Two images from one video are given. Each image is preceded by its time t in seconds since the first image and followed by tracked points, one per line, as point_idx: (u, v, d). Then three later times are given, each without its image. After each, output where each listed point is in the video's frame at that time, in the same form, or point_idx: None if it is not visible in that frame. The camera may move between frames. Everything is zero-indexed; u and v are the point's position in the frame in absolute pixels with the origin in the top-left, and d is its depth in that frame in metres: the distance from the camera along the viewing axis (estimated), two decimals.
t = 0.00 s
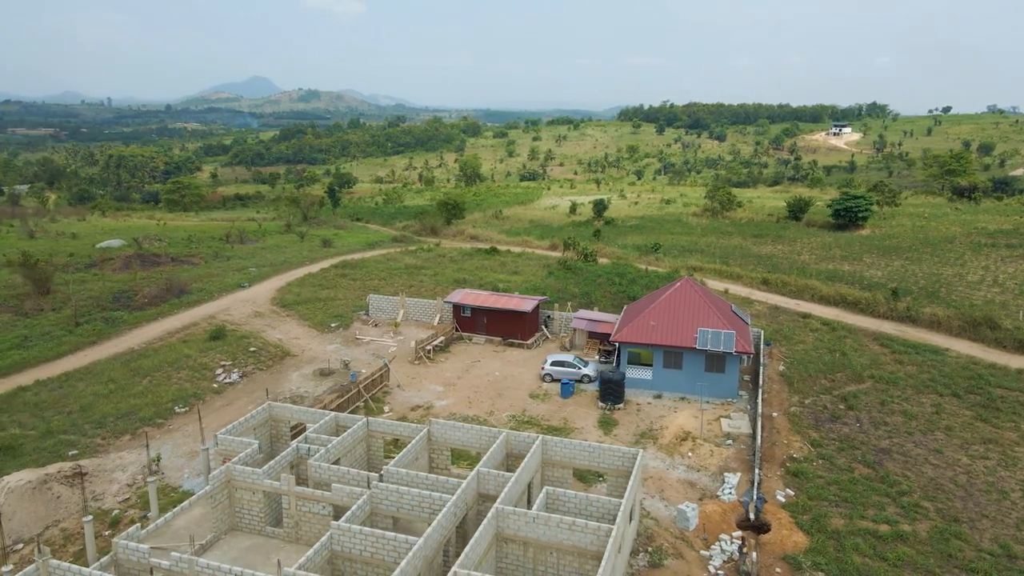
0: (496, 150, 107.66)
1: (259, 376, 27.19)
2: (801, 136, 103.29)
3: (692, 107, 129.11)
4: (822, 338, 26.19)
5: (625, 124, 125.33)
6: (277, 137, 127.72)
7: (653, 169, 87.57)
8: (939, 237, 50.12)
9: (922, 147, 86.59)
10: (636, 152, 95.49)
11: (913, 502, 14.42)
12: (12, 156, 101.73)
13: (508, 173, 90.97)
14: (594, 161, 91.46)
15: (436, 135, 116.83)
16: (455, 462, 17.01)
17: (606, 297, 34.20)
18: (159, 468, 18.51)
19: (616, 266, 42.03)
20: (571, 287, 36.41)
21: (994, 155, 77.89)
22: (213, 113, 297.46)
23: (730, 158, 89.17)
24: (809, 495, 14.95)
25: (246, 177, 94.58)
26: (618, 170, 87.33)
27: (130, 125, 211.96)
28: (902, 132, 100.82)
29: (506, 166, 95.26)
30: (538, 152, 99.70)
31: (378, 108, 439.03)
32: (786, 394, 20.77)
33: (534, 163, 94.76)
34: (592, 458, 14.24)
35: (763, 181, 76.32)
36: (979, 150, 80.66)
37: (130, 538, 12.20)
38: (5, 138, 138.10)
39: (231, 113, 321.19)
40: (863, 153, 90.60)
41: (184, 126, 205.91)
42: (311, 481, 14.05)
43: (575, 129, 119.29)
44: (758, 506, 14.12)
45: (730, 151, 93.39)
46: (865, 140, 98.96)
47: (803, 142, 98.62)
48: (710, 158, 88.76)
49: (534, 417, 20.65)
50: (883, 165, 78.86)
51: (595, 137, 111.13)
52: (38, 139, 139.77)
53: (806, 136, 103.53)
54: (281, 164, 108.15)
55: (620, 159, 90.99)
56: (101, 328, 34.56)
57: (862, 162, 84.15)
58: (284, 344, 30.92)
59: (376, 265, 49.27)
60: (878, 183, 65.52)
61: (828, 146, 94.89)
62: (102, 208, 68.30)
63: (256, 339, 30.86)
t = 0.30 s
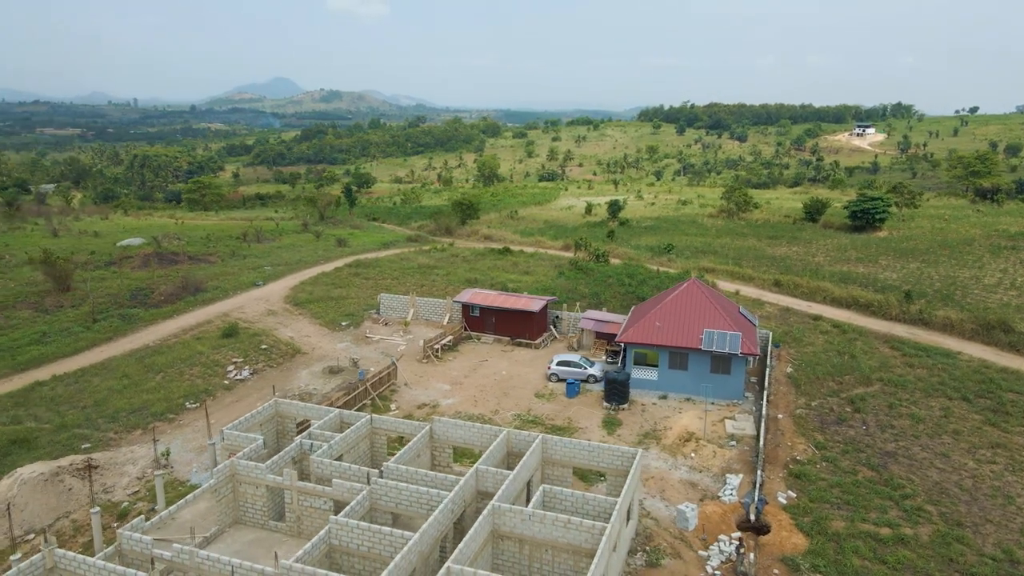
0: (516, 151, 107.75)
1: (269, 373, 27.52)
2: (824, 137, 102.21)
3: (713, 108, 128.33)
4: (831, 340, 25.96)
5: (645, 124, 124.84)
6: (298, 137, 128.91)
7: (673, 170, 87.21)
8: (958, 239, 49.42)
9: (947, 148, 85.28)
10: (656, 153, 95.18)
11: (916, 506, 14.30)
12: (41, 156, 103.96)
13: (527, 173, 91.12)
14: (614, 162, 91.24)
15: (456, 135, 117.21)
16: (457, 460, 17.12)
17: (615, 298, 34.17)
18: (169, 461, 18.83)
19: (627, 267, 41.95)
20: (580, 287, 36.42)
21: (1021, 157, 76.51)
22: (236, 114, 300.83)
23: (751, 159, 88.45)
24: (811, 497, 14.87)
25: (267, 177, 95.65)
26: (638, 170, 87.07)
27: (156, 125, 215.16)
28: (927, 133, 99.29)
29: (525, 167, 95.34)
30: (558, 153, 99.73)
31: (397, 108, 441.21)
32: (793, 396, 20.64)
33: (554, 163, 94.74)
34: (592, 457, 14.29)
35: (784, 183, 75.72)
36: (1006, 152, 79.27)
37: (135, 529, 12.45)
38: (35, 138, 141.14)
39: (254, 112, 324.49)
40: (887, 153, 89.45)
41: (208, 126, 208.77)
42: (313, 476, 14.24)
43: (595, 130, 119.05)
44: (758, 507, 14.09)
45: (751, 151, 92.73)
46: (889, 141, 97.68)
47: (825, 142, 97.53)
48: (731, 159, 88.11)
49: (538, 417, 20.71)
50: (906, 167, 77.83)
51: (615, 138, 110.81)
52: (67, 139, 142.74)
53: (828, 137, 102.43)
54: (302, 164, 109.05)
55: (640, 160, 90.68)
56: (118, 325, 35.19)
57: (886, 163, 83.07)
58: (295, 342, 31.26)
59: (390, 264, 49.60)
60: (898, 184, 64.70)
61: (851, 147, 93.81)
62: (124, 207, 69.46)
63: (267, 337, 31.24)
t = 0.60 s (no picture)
0: (536, 151, 107.80)
1: (280, 370, 27.83)
2: (846, 137, 101.06)
3: (734, 108, 127.45)
4: (841, 342, 25.73)
5: (665, 124, 124.28)
6: (319, 138, 130.00)
7: (692, 170, 86.73)
8: (977, 241, 48.68)
9: (973, 149, 83.93)
10: (676, 153, 94.75)
11: (918, 509, 14.20)
12: (68, 156, 106.06)
13: (545, 173, 91.15)
14: (633, 162, 91.00)
15: (476, 136, 117.57)
16: (460, 458, 17.24)
17: (625, 299, 34.12)
18: (178, 455, 19.14)
19: (638, 268, 41.85)
20: (590, 288, 36.40)
21: None
22: (259, 114, 304.25)
23: (771, 160, 87.73)
24: (812, 499, 14.81)
25: (287, 176, 96.63)
26: (658, 171, 86.74)
27: (181, 125, 218.45)
28: (953, 133, 97.82)
29: (544, 167, 95.38)
30: (577, 153, 99.63)
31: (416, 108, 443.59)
32: (799, 398, 20.52)
33: (573, 164, 94.69)
34: (591, 456, 14.33)
35: (804, 184, 75.03)
36: None
37: (140, 520, 12.66)
38: (63, 138, 143.87)
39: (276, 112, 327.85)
40: (912, 154, 88.24)
41: (232, 127, 211.34)
42: (316, 471, 14.43)
43: (615, 131, 118.78)
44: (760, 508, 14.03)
45: (772, 152, 91.96)
46: (914, 141, 96.37)
47: (848, 143, 96.43)
48: (751, 159, 87.49)
49: (543, 416, 20.77)
50: (930, 168, 76.75)
51: (635, 138, 110.47)
52: (95, 140, 145.53)
53: (851, 137, 101.29)
54: (323, 163, 109.97)
55: (659, 161, 90.33)
56: (134, 322, 35.80)
57: (910, 164, 81.96)
58: (306, 339, 31.58)
59: (404, 264, 49.90)
60: (919, 185, 63.83)
61: (874, 148, 92.68)
62: (146, 206, 70.59)
63: (279, 335, 31.61)
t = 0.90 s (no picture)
0: (554, 152, 107.77)
1: (289, 368, 28.15)
2: (869, 138, 99.79)
3: (755, 109, 126.45)
4: (850, 344, 25.53)
5: (685, 125, 123.65)
6: (339, 138, 130.96)
7: (712, 171, 86.17)
8: (997, 244, 47.97)
9: (999, 150, 82.60)
10: (694, 154, 94.24)
11: (920, 512, 14.10)
12: (95, 155, 108.00)
13: (563, 174, 91.11)
14: (651, 163, 90.68)
15: (495, 136, 117.83)
16: (462, 456, 17.36)
17: (634, 299, 34.07)
18: (187, 450, 19.44)
19: (649, 269, 41.73)
20: (600, 288, 36.39)
21: None
22: (280, 114, 307.02)
23: (791, 160, 86.98)
24: (813, 501, 14.75)
25: (307, 176, 97.51)
26: (677, 172, 86.39)
27: (204, 125, 221.54)
28: (979, 134, 96.37)
29: (563, 168, 95.35)
30: (596, 153, 99.46)
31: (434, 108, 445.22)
32: (805, 400, 20.41)
33: (591, 164, 94.52)
34: (590, 455, 14.39)
35: (824, 185, 74.29)
36: None
37: (144, 513, 12.89)
38: (90, 139, 146.34)
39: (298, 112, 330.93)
40: (937, 155, 87.02)
41: (255, 127, 213.80)
42: (318, 467, 14.63)
43: (635, 131, 118.45)
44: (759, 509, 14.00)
45: (793, 152, 91.12)
46: (939, 142, 95.10)
47: (870, 144, 95.34)
48: (771, 160, 86.80)
49: (547, 415, 20.84)
50: (954, 169, 75.61)
51: (655, 139, 110.07)
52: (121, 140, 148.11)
53: (874, 138, 100.14)
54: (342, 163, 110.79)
55: (678, 161, 89.94)
56: (149, 319, 36.37)
57: (933, 165, 80.87)
58: (316, 337, 31.90)
59: (417, 263, 50.16)
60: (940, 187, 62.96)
61: (897, 149, 91.48)
62: (167, 205, 71.61)
63: (290, 332, 31.97)
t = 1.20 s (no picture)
0: (573, 152, 107.67)
1: (298, 365, 28.46)
2: (891, 139, 98.49)
3: (775, 109, 125.41)
4: (859, 347, 25.31)
5: (704, 125, 122.98)
6: (358, 138, 131.88)
7: (731, 172, 85.63)
8: (1017, 247, 47.23)
9: None
10: (714, 155, 93.76)
11: (922, 516, 13.99)
12: (120, 155, 109.79)
13: (582, 175, 91.00)
14: (670, 163, 90.28)
15: (514, 137, 118.03)
16: (464, 454, 17.48)
17: (643, 301, 34.00)
18: (195, 445, 19.71)
19: (659, 270, 41.61)
20: (609, 289, 36.36)
21: None
22: (307, 116, 310.24)
23: (812, 161, 86.18)
24: (814, 504, 14.69)
25: (326, 176, 98.30)
26: (696, 172, 85.98)
27: (227, 125, 224.20)
28: (1006, 135, 94.82)
29: (581, 168, 95.26)
30: (614, 154, 99.24)
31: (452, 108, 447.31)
32: (811, 402, 20.28)
33: (610, 164, 94.30)
34: (589, 455, 14.45)
35: (844, 186, 73.53)
36: None
37: (148, 505, 13.16)
38: (115, 138, 148.83)
39: (319, 112, 333.41)
40: (962, 157, 85.79)
41: (277, 128, 215.95)
42: (320, 464, 14.82)
43: (654, 132, 118.05)
44: (759, 510, 13.98)
45: (813, 153, 90.27)
46: (965, 143, 93.81)
47: (894, 144, 94.19)
48: (791, 161, 86.05)
49: (551, 415, 20.89)
50: (979, 171, 74.48)
51: (674, 140, 109.60)
52: (146, 140, 150.48)
53: (898, 138, 98.92)
54: (362, 163, 111.56)
55: (697, 162, 89.50)
56: (164, 316, 36.92)
57: (958, 166, 79.75)
58: (326, 336, 32.21)
59: (429, 263, 50.38)
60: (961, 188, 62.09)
61: (921, 150, 90.26)
62: (187, 204, 72.55)
63: (300, 331, 32.30)
